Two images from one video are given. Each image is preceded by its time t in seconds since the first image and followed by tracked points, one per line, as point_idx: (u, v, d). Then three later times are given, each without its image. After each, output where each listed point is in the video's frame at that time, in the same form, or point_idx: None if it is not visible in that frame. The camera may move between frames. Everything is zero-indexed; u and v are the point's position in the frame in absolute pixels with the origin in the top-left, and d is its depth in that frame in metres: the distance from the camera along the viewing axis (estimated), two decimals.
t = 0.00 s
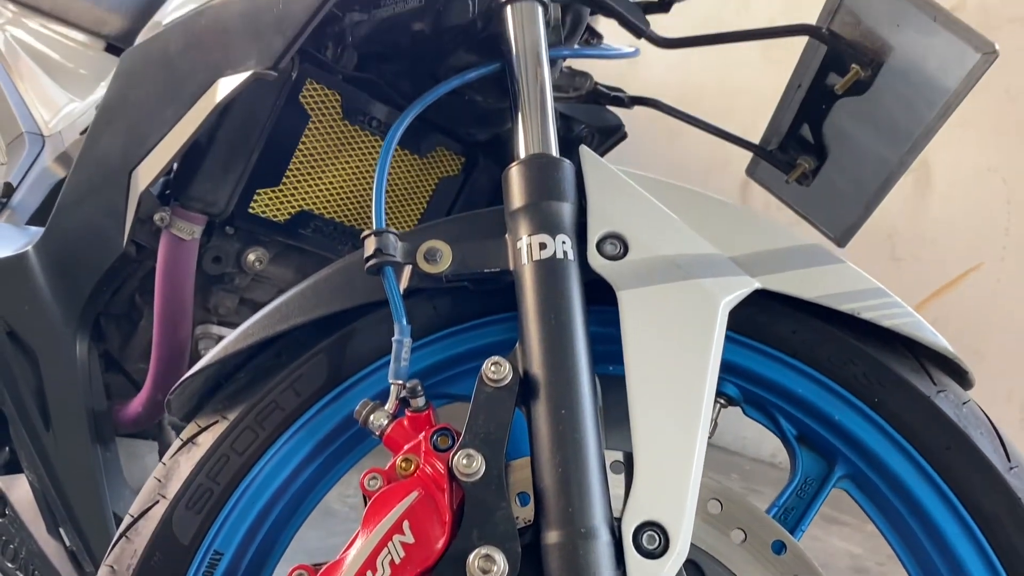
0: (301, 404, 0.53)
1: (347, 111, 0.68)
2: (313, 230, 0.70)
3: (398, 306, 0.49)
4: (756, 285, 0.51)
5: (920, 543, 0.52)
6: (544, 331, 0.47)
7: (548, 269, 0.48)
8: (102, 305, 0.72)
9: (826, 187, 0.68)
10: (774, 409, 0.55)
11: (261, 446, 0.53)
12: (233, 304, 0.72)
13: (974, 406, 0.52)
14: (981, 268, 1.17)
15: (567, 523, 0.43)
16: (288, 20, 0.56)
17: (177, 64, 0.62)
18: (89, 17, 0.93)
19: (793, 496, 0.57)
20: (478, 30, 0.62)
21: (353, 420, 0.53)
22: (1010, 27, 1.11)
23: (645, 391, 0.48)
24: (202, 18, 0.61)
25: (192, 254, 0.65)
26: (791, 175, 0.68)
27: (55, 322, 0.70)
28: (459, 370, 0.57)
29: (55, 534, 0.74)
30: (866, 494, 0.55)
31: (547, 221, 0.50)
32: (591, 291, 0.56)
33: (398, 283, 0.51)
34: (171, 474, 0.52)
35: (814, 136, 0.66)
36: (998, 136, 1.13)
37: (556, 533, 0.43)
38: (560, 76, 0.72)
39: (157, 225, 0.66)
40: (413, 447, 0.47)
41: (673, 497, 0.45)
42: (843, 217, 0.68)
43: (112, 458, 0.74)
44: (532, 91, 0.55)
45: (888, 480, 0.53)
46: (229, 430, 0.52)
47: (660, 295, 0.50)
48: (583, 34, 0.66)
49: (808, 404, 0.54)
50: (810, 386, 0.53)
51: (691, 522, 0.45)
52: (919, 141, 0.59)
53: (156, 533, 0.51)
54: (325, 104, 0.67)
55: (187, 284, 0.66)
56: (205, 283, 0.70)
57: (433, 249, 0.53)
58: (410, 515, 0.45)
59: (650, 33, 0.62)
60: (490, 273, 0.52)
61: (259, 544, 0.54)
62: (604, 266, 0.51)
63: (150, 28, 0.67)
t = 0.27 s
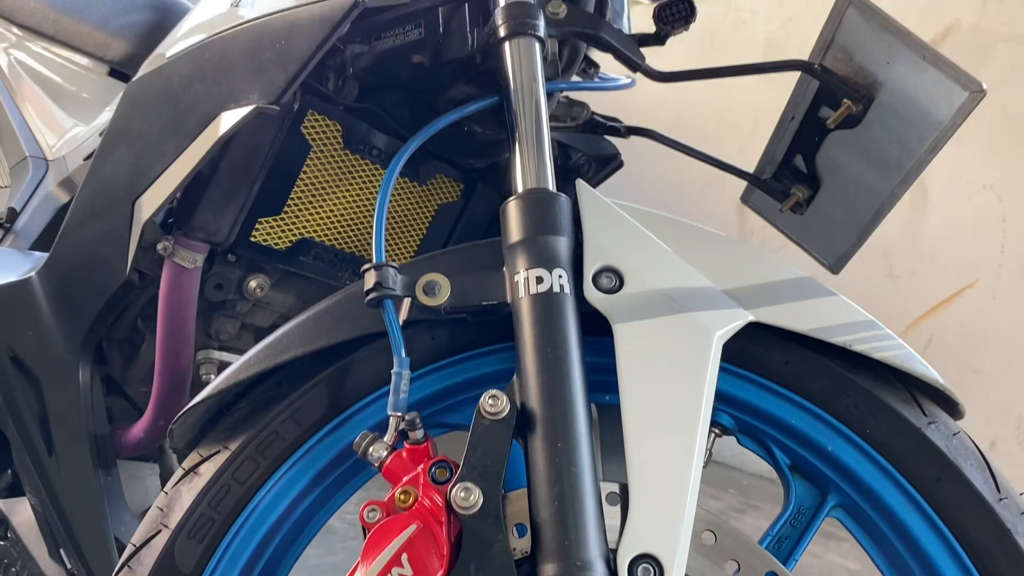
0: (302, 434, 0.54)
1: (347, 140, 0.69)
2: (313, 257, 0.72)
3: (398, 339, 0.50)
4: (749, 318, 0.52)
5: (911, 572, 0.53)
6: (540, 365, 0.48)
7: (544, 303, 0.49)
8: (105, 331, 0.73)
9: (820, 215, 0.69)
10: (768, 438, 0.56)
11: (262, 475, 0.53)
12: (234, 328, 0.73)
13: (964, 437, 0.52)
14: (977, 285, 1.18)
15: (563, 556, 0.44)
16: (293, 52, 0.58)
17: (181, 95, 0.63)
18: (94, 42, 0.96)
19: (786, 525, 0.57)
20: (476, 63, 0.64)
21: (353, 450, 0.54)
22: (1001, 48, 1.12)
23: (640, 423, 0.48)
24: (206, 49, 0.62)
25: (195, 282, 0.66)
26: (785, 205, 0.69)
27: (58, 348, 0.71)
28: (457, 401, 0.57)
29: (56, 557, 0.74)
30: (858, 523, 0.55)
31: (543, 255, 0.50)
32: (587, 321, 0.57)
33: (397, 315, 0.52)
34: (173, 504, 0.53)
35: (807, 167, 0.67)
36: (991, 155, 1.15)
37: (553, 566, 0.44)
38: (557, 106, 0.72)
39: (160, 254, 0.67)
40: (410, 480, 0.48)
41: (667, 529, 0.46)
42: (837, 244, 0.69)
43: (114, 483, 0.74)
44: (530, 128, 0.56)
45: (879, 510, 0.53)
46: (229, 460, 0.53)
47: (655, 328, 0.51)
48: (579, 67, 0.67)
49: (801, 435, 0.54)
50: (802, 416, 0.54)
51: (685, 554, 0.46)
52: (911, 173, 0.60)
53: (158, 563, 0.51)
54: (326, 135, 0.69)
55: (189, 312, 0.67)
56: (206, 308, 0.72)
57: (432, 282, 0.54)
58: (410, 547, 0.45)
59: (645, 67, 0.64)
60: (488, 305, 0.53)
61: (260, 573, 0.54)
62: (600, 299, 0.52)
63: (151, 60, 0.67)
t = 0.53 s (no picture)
0: (302, 454, 0.55)
1: (348, 159, 0.70)
2: (314, 276, 0.72)
3: (398, 361, 0.51)
4: (747, 339, 0.53)
5: None
6: (539, 387, 0.48)
7: (544, 325, 0.49)
8: (105, 349, 0.73)
9: (816, 234, 0.69)
10: (767, 459, 0.56)
11: (262, 496, 0.54)
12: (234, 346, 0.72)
13: (962, 458, 0.53)
14: (975, 299, 1.18)
15: None
16: (298, 73, 0.60)
17: (182, 116, 0.64)
18: (98, 59, 0.98)
19: (785, 545, 0.58)
20: (476, 85, 0.65)
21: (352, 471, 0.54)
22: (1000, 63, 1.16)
23: (639, 445, 0.49)
24: (210, 71, 0.62)
25: (196, 302, 0.67)
26: (783, 224, 0.69)
27: (59, 367, 0.71)
28: (459, 420, 0.57)
29: (56, 573, 0.75)
30: (856, 543, 0.56)
31: (542, 276, 0.51)
32: (586, 342, 0.57)
33: (397, 337, 0.52)
34: (173, 525, 0.54)
35: (805, 187, 0.67)
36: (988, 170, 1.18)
37: None
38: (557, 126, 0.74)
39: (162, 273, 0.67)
40: (410, 502, 0.48)
41: (666, 551, 0.46)
42: (834, 264, 0.69)
43: (114, 501, 0.74)
44: (529, 151, 0.57)
45: (878, 531, 0.54)
46: (229, 481, 0.53)
47: (654, 350, 0.51)
48: (577, 89, 0.68)
49: (799, 456, 0.55)
50: (801, 437, 0.54)
51: None
52: (907, 195, 0.60)
53: None
54: (327, 155, 0.69)
55: (190, 331, 0.67)
56: (206, 327, 0.71)
57: (432, 304, 0.54)
58: (410, 570, 0.46)
59: (643, 88, 0.65)
60: (488, 327, 0.53)
61: None
62: (599, 321, 0.52)
63: (153, 80, 0.67)
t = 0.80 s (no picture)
0: (300, 479, 0.55)
1: (348, 183, 0.71)
2: (313, 299, 0.72)
3: (396, 388, 0.51)
4: (742, 366, 0.53)
5: None
6: (536, 414, 0.48)
7: (539, 353, 0.50)
8: (106, 370, 0.74)
9: (812, 257, 0.70)
10: (762, 484, 0.56)
11: (261, 521, 0.54)
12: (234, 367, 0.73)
13: (955, 484, 0.53)
14: (972, 315, 1.19)
15: None
16: (296, 101, 0.61)
17: (183, 142, 0.65)
18: (100, 81, 0.98)
19: (780, 571, 0.57)
20: (474, 111, 0.66)
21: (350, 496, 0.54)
22: (998, 79, 1.19)
23: (635, 472, 0.49)
24: (212, 98, 0.64)
25: (196, 326, 0.67)
26: (779, 248, 0.70)
27: (59, 389, 0.71)
28: (456, 445, 0.58)
29: None
30: (851, 569, 0.56)
31: (538, 304, 0.51)
32: (582, 368, 0.57)
33: (396, 363, 0.53)
34: (172, 550, 0.54)
35: (800, 212, 0.68)
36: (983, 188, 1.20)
37: None
38: (555, 150, 0.74)
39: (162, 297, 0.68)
40: (407, 528, 0.48)
41: None
42: (829, 287, 0.70)
43: (113, 523, 0.74)
44: (526, 177, 0.57)
45: (873, 557, 0.54)
46: (228, 506, 0.54)
47: (649, 377, 0.51)
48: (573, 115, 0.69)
49: (794, 481, 0.55)
50: (796, 463, 0.55)
51: None
52: (901, 223, 0.62)
53: None
54: (327, 178, 0.70)
55: (190, 355, 0.67)
56: (206, 349, 0.71)
57: (430, 330, 0.55)
58: None
59: (639, 114, 0.66)
60: (485, 353, 0.53)
61: None
62: (595, 348, 0.52)
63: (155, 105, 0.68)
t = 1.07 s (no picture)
0: (298, 501, 0.55)
1: (348, 204, 0.71)
2: (313, 318, 0.73)
3: (394, 411, 0.51)
4: (740, 388, 0.53)
5: None
6: (534, 437, 0.49)
7: (537, 375, 0.50)
8: (105, 390, 0.74)
9: (810, 277, 0.70)
10: (760, 507, 0.56)
11: (258, 543, 0.54)
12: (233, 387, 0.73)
13: (953, 506, 0.54)
14: (972, 330, 1.19)
15: None
16: (297, 126, 0.61)
17: (184, 163, 0.65)
18: (101, 99, 0.99)
19: None
20: (472, 133, 0.67)
21: (348, 519, 0.54)
22: (995, 95, 1.20)
23: (633, 495, 0.49)
24: (211, 120, 0.64)
25: (195, 346, 0.67)
26: (776, 268, 0.70)
27: (58, 408, 0.71)
28: (451, 467, 0.58)
29: None
30: None
31: (536, 325, 0.51)
32: (580, 389, 0.57)
33: (394, 385, 0.53)
34: (170, 571, 0.54)
35: (798, 233, 0.68)
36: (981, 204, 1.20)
37: None
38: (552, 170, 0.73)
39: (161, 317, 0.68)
40: (405, 552, 0.49)
41: None
42: (827, 306, 0.70)
43: (111, 542, 0.74)
44: (523, 198, 0.57)
45: None
46: (226, 528, 0.54)
47: (647, 400, 0.51)
48: (570, 137, 0.70)
49: (792, 503, 0.55)
50: (794, 485, 0.55)
51: None
52: (898, 243, 0.63)
53: None
54: (327, 199, 0.70)
55: (189, 375, 0.68)
56: (204, 369, 0.72)
57: (428, 353, 0.55)
58: None
59: (636, 137, 0.66)
60: (483, 375, 0.54)
61: None
62: (593, 370, 0.53)
63: (155, 127, 0.69)
